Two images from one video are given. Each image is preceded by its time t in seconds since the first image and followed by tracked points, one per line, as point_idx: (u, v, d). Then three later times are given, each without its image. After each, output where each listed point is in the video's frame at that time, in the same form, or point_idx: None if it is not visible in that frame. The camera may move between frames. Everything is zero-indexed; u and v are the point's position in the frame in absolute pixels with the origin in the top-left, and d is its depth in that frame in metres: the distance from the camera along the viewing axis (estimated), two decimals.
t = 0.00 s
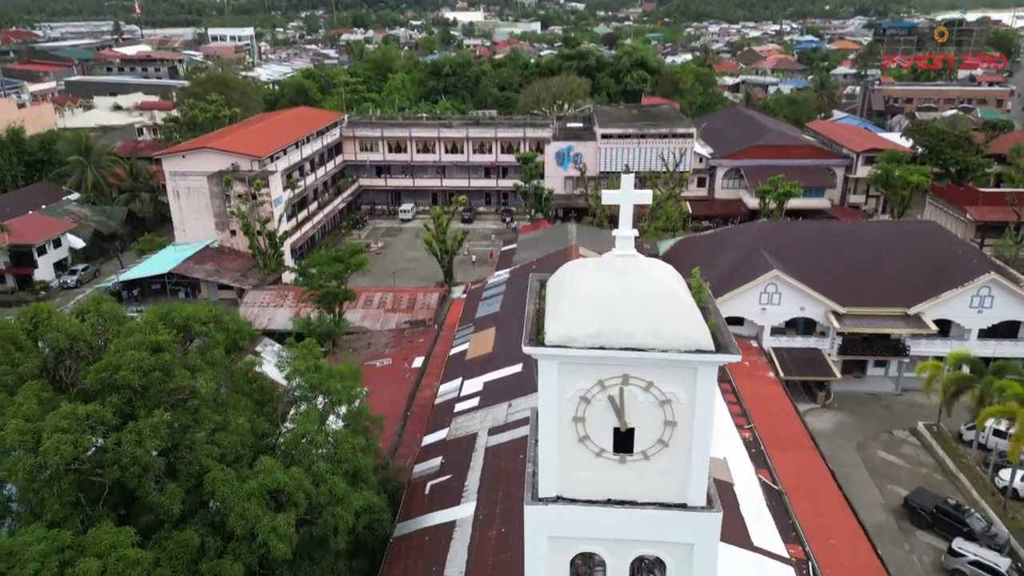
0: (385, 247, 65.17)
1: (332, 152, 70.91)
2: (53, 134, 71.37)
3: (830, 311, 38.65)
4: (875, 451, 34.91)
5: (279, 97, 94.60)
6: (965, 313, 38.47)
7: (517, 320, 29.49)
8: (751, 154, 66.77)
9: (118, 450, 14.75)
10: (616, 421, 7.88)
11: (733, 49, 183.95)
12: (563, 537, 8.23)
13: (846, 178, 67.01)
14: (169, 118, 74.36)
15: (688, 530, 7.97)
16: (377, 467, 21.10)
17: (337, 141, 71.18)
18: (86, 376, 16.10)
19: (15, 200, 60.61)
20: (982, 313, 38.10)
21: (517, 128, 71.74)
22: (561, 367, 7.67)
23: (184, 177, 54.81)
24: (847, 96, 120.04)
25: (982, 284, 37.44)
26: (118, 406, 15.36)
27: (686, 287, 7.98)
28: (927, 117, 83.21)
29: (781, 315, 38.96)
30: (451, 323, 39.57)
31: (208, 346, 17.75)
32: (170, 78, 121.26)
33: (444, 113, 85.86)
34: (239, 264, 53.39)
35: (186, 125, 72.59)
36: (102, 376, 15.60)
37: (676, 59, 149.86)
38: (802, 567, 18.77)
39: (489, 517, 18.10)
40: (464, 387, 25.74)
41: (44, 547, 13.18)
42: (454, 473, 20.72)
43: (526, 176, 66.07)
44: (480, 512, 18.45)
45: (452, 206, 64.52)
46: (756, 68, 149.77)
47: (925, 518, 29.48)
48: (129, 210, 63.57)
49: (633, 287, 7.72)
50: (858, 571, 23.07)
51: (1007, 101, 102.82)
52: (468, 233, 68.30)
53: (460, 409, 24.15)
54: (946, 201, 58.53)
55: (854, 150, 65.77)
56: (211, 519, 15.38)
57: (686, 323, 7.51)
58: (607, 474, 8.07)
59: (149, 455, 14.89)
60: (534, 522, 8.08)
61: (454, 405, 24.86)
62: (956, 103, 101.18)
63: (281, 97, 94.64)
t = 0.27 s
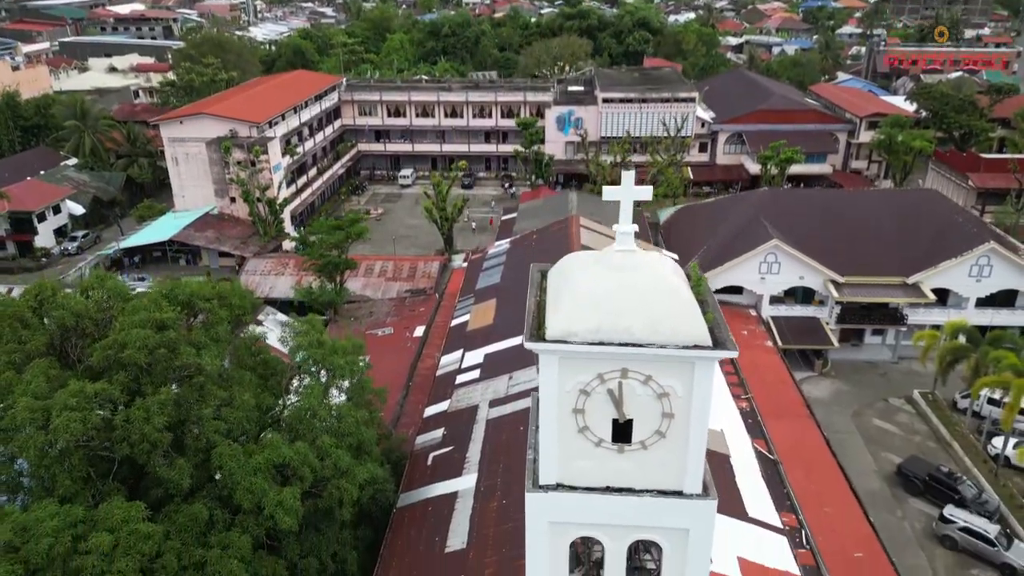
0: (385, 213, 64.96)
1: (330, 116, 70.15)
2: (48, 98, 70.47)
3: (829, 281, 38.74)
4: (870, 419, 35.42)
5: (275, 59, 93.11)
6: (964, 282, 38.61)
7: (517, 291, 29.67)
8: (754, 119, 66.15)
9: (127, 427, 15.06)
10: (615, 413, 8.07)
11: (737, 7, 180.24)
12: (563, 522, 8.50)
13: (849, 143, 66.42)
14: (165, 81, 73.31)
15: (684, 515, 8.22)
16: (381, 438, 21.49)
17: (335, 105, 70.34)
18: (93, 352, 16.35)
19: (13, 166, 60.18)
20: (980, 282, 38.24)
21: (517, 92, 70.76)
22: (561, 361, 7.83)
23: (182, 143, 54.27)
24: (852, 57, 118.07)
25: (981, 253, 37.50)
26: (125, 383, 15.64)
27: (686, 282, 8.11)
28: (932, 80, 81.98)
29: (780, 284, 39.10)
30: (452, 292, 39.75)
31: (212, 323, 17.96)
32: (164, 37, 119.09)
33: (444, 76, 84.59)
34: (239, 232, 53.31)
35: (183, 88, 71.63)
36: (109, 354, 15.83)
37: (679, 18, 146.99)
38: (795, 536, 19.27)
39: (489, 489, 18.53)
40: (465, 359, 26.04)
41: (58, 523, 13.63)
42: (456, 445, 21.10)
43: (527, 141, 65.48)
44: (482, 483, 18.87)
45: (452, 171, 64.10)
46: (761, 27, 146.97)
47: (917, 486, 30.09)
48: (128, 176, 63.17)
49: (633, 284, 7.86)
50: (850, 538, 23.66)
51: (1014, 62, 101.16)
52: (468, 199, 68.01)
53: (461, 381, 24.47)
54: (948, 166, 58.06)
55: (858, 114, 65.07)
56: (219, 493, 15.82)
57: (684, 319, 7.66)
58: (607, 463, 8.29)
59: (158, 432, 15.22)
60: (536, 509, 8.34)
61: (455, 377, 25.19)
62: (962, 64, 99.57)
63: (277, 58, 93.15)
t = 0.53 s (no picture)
0: (385, 179, 64.59)
1: (329, 79, 69.22)
2: (42, 61, 69.46)
3: (829, 249, 38.78)
4: (866, 386, 35.88)
5: (271, 19, 91.40)
6: (963, 250, 38.65)
7: (518, 262, 29.78)
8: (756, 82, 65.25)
9: (135, 403, 15.36)
10: (613, 400, 8.25)
11: None
12: (563, 503, 8.77)
13: (852, 106, 65.65)
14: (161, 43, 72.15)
15: (680, 498, 8.49)
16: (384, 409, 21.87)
17: (333, 68, 69.35)
18: (99, 328, 16.56)
19: (10, 130, 59.66)
20: (979, 250, 38.27)
21: (517, 54, 69.65)
22: (562, 351, 7.99)
23: (179, 108, 53.64)
24: (858, 16, 115.89)
25: (980, 221, 37.47)
26: (132, 358, 15.88)
27: (684, 275, 8.24)
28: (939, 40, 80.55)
29: (779, 252, 39.07)
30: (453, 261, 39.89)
31: (216, 297, 18.15)
32: None
33: (442, 37, 83.16)
34: (238, 198, 53.10)
35: (178, 51, 70.54)
36: (115, 330, 16.04)
37: None
38: (789, 504, 19.76)
39: (491, 459, 18.92)
40: (466, 330, 26.32)
41: (71, 496, 14.02)
42: (458, 415, 21.48)
43: (527, 105, 64.71)
44: (483, 454, 19.27)
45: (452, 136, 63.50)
46: None
47: (910, 452, 30.67)
48: (125, 140, 62.64)
49: (632, 276, 8.00)
50: (843, 504, 24.23)
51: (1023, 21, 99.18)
52: (467, 164, 67.56)
53: (462, 351, 24.78)
54: (952, 130, 57.47)
55: (862, 77, 64.17)
56: (226, 465, 16.21)
57: (681, 312, 7.81)
58: (605, 448, 8.50)
59: (166, 407, 15.52)
60: (535, 492, 8.60)
61: (456, 347, 25.49)
62: (970, 23, 97.78)
63: (273, 18, 91.42)
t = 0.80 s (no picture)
0: (384, 144, 64.08)
1: (326, 41, 68.08)
2: (35, 22, 68.22)
3: (829, 217, 38.74)
4: (863, 354, 36.25)
5: None
6: (963, 218, 38.61)
7: (518, 233, 29.85)
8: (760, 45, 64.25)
9: (143, 379, 15.63)
10: (612, 388, 8.49)
11: None
12: (563, 485, 9.05)
13: (857, 69, 64.75)
14: (155, 3, 70.76)
15: (676, 480, 8.78)
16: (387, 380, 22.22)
17: (331, 30, 68.17)
18: (105, 304, 16.75)
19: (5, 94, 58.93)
20: (979, 218, 38.24)
21: (518, 15, 68.37)
22: (563, 342, 8.19)
23: (176, 73, 52.81)
24: None
25: (981, 190, 37.38)
26: (139, 334, 16.09)
27: (683, 266, 8.42)
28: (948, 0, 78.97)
29: (779, 220, 39.06)
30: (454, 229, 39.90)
31: (219, 273, 18.29)
32: None
33: None
34: (237, 164, 52.77)
35: (173, 12, 69.23)
36: (121, 306, 16.22)
37: None
38: (783, 473, 20.22)
39: (492, 431, 19.30)
40: (467, 301, 26.52)
41: (84, 470, 14.39)
42: (459, 387, 21.82)
43: (528, 69, 63.82)
44: (484, 425, 19.66)
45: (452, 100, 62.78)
46: None
47: (904, 420, 31.21)
48: (122, 104, 61.93)
49: (632, 269, 8.17)
50: (837, 472, 24.77)
51: None
52: (468, 128, 66.95)
53: (464, 323, 25.02)
54: (956, 94, 56.77)
55: (867, 40, 63.16)
56: (234, 438, 16.57)
57: (679, 303, 8.00)
58: (604, 433, 8.75)
59: (173, 382, 15.81)
60: (537, 474, 8.88)
61: (458, 318, 25.75)
62: None
63: None
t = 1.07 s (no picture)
0: (383, 107, 63.43)
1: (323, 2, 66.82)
2: None
3: (830, 184, 38.59)
4: (860, 322, 36.55)
5: None
6: (964, 185, 38.52)
7: (519, 203, 29.95)
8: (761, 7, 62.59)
9: (151, 353, 15.91)
10: (611, 374, 8.72)
11: None
12: (563, 465, 9.34)
13: (862, 31, 63.71)
14: None
15: (672, 461, 9.06)
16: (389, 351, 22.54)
17: None
18: (111, 279, 16.94)
19: None
20: (980, 186, 38.14)
21: None
22: (563, 329, 8.39)
23: (172, 36, 51.72)
24: None
25: (983, 157, 37.22)
26: (145, 310, 16.33)
27: (682, 257, 8.64)
28: None
29: (779, 187, 38.88)
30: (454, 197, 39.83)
31: (223, 247, 18.44)
32: None
33: None
34: (236, 129, 52.32)
35: None
36: (128, 282, 16.41)
37: None
38: (778, 442, 20.66)
39: (493, 402, 19.68)
40: (468, 272, 26.70)
41: (96, 443, 14.76)
42: (461, 358, 22.15)
43: (528, 31, 62.78)
44: (486, 396, 20.04)
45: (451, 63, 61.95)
46: None
47: (899, 387, 31.68)
48: (118, 67, 61.09)
49: (633, 261, 8.41)
50: (831, 439, 25.26)
51: None
52: (468, 92, 66.17)
53: (465, 294, 25.24)
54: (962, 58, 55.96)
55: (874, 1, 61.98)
56: (241, 411, 16.93)
57: (677, 293, 8.20)
58: (603, 416, 9.01)
59: (181, 356, 16.10)
60: (537, 455, 9.16)
61: (459, 289, 25.97)
62: None
63: None
